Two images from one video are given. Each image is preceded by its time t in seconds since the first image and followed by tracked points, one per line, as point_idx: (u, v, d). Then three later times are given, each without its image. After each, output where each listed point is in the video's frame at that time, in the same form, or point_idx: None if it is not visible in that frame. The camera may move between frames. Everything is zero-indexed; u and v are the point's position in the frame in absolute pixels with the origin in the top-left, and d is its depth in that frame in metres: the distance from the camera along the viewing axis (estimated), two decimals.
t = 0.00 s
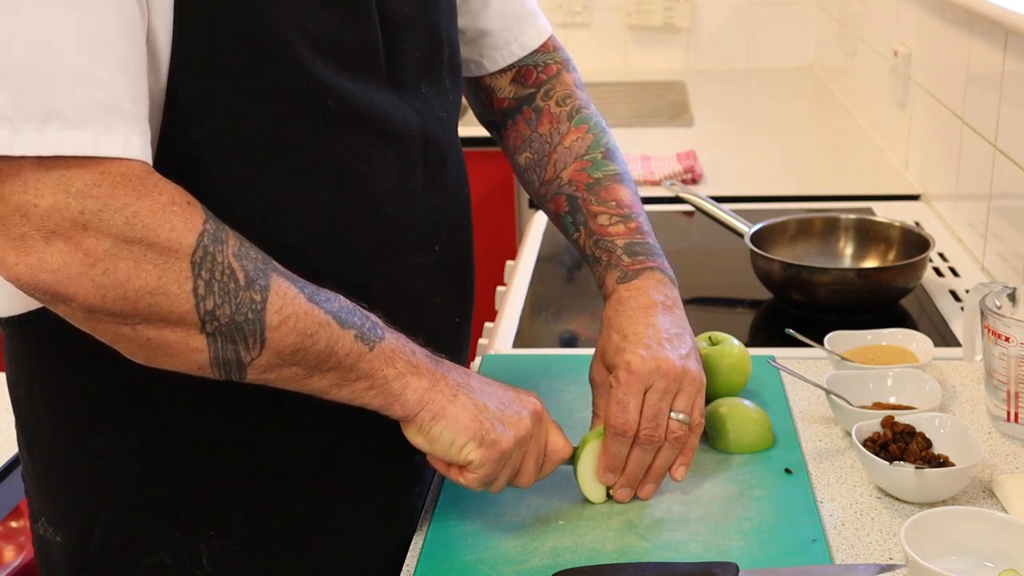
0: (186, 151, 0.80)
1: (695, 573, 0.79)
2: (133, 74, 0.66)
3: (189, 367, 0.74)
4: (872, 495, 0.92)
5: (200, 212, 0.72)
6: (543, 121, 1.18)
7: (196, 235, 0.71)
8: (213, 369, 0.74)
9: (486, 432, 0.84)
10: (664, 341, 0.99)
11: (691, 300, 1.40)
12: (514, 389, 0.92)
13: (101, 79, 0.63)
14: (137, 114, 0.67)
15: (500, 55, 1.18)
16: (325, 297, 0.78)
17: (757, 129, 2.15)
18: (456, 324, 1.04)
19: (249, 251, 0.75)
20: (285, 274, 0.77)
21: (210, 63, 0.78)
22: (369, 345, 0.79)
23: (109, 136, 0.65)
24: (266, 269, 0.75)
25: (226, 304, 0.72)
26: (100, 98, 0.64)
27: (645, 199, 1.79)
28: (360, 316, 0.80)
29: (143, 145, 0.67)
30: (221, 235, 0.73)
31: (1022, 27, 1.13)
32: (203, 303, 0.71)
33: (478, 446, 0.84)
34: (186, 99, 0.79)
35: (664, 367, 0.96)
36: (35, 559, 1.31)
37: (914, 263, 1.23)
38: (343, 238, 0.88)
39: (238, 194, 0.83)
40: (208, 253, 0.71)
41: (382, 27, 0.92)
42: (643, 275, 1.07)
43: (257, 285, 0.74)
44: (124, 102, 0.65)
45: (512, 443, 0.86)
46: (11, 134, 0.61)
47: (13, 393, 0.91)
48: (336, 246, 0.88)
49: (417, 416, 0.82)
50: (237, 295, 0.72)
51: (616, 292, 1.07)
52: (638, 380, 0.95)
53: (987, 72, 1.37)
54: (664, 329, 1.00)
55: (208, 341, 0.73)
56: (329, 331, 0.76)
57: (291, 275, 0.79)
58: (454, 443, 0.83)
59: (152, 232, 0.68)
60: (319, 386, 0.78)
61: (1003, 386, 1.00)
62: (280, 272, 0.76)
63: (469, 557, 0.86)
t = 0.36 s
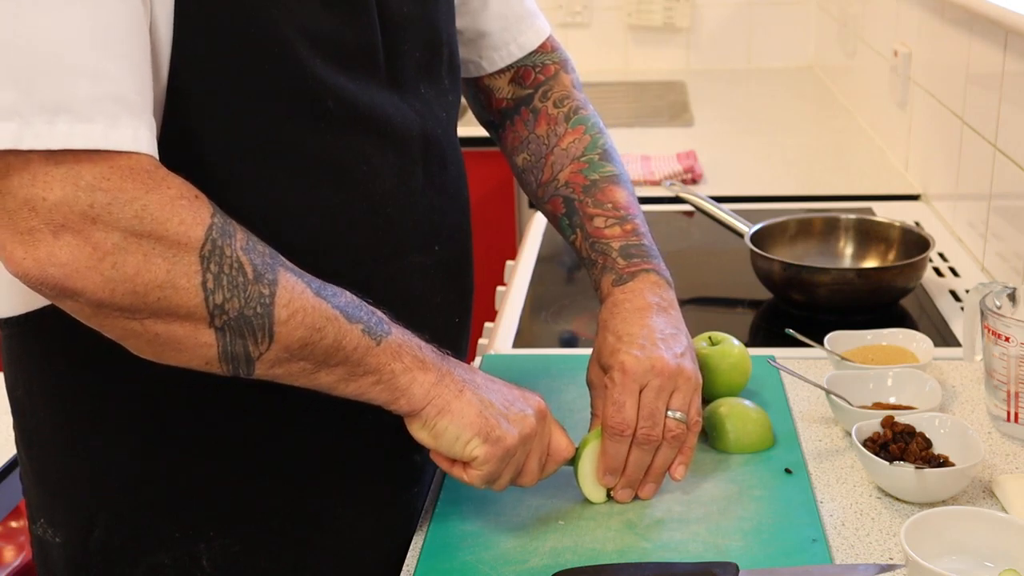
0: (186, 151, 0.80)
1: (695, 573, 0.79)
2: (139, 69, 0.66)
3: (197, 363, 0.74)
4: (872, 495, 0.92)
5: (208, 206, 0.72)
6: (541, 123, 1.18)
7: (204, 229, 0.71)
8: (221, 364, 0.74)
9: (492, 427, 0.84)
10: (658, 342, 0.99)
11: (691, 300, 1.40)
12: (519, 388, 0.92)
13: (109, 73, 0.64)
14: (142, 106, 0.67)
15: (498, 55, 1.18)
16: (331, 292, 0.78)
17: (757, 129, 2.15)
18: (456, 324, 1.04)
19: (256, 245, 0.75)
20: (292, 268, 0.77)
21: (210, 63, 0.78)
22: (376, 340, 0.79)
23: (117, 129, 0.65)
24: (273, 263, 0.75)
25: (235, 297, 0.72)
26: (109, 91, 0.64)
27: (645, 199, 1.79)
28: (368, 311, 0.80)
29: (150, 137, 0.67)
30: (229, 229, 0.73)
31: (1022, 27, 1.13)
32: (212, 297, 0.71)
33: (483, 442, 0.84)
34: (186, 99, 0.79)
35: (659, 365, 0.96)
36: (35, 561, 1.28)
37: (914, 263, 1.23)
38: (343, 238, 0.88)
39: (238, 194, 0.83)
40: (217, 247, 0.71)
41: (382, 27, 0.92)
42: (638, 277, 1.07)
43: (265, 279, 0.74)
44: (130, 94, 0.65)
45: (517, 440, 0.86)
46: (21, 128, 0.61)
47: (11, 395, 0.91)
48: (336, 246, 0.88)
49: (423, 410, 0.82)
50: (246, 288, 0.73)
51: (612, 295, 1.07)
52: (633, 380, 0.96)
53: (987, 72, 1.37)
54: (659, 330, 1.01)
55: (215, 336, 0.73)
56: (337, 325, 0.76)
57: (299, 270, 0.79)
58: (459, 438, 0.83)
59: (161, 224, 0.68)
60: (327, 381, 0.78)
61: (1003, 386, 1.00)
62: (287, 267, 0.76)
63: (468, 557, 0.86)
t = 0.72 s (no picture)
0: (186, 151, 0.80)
1: (695, 573, 0.79)
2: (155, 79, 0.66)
3: (196, 387, 0.74)
4: (872, 495, 0.92)
5: (224, 231, 0.72)
6: (537, 122, 1.18)
7: (220, 254, 0.71)
8: (221, 390, 0.74)
9: (488, 472, 0.85)
10: (652, 342, 1.00)
11: (691, 300, 1.40)
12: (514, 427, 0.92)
13: (124, 83, 0.64)
14: (157, 115, 0.67)
15: (494, 54, 1.18)
16: (337, 332, 0.79)
17: (757, 129, 2.15)
18: (455, 324, 1.04)
19: (267, 278, 0.75)
20: (300, 302, 0.77)
21: (210, 63, 0.78)
22: (375, 385, 0.79)
23: (136, 140, 0.65)
24: (283, 297, 0.75)
25: (244, 326, 0.72)
26: (128, 102, 0.64)
27: (645, 199, 1.79)
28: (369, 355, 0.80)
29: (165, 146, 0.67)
30: (243, 258, 0.73)
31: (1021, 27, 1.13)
32: (223, 323, 0.71)
33: (480, 486, 0.84)
34: (186, 99, 0.79)
35: (652, 365, 0.97)
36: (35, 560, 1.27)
37: (914, 263, 1.23)
38: (343, 238, 0.88)
39: (238, 194, 0.83)
40: (231, 274, 0.72)
41: (382, 27, 0.92)
42: (632, 279, 1.08)
43: (275, 311, 0.74)
44: (145, 103, 0.65)
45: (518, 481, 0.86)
46: (42, 141, 0.62)
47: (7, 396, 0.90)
48: (336, 246, 0.88)
49: (419, 458, 0.83)
50: (255, 319, 0.73)
51: (605, 297, 1.08)
52: (627, 380, 0.96)
53: (987, 72, 1.37)
54: (652, 330, 1.02)
55: (219, 359, 0.72)
56: (341, 366, 0.76)
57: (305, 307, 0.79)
58: (457, 483, 0.84)
59: (178, 245, 0.69)
60: (324, 419, 0.78)
61: (1003, 386, 1.00)
62: (296, 302, 0.77)
63: (468, 557, 0.86)
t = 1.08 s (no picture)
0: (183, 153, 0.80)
1: (695, 573, 0.79)
2: (141, 86, 0.66)
3: (189, 395, 0.74)
4: (872, 495, 0.92)
5: (217, 240, 0.72)
6: (529, 122, 1.18)
7: (211, 263, 0.71)
8: (215, 397, 0.74)
9: (489, 476, 0.84)
10: (651, 342, 1.00)
11: (691, 300, 1.40)
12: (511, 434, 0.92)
13: (112, 95, 0.64)
14: (146, 127, 0.67)
15: (484, 50, 1.17)
16: (330, 339, 0.79)
17: (757, 129, 2.15)
18: (455, 323, 1.04)
19: (260, 285, 0.75)
20: (293, 310, 0.77)
21: (210, 63, 0.78)
22: (371, 390, 0.79)
23: (123, 152, 0.65)
24: (276, 305, 0.75)
25: (236, 333, 0.72)
26: (113, 114, 0.64)
27: (645, 199, 1.79)
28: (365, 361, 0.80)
29: (154, 157, 0.68)
30: (235, 266, 0.73)
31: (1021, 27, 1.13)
32: (214, 331, 0.72)
33: (481, 490, 0.84)
34: (185, 99, 0.79)
35: (652, 365, 0.97)
36: (35, 560, 1.28)
37: (914, 263, 1.23)
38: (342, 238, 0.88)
39: (237, 193, 0.83)
40: (222, 282, 0.72)
41: (382, 27, 0.92)
42: (628, 281, 1.08)
43: (267, 318, 0.74)
44: (133, 116, 0.66)
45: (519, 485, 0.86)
46: (27, 155, 0.62)
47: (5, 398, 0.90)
48: (335, 246, 0.88)
49: (416, 462, 0.82)
50: (248, 326, 0.73)
51: (601, 300, 1.08)
52: (627, 380, 0.96)
53: (986, 72, 1.37)
54: (650, 330, 1.02)
55: (212, 368, 0.73)
56: (334, 372, 0.76)
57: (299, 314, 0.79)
58: (457, 488, 0.83)
59: (169, 254, 0.69)
60: (319, 426, 0.78)
61: (1003, 386, 1.00)
62: (289, 310, 0.77)
63: (468, 557, 0.86)
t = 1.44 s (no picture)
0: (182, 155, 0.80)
1: (695, 573, 0.79)
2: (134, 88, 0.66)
3: (186, 396, 0.74)
4: (872, 495, 0.92)
5: (209, 239, 0.72)
6: (527, 122, 1.18)
7: (204, 264, 0.71)
8: (212, 398, 0.74)
9: (488, 473, 0.84)
10: (652, 343, 1.00)
11: (691, 300, 1.40)
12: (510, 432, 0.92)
13: (105, 99, 0.64)
14: (140, 132, 0.67)
15: (483, 49, 1.17)
16: (327, 335, 0.79)
17: (757, 129, 2.15)
18: (459, 323, 1.04)
19: (255, 284, 0.75)
20: (288, 307, 0.77)
21: (210, 63, 0.78)
22: (370, 386, 0.79)
23: (116, 157, 0.65)
24: (271, 302, 0.75)
25: (231, 334, 0.72)
26: (105, 118, 0.64)
27: (645, 199, 1.79)
28: (363, 357, 0.80)
29: (148, 162, 0.68)
30: (228, 266, 0.73)
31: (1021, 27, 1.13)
32: (208, 332, 0.71)
33: (480, 488, 0.84)
34: (185, 100, 0.78)
35: (654, 367, 0.97)
36: (34, 560, 1.28)
37: (914, 263, 1.23)
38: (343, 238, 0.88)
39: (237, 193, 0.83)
40: (215, 283, 0.72)
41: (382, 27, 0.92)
42: (627, 281, 1.08)
43: (262, 317, 0.74)
44: (126, 120, 0.65)
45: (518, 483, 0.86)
46: (20, 161, 0.62)
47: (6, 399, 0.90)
48: (336, 246, 0.88)
49: (415, 457, 0.82)
50: (242, 326, 0.73)
51: (601, 300, 1.08)
52: (630, 381, 0.96)
53: (986, 72, 1.37)
54: (651, 331, 1.02)
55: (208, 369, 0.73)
56: (331, 369, 0.76)
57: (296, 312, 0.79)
58: (456, 484, 0.83)
59: (161, 256, 0.69)
60: (318, 424, 0.78)
61: (1003, 386, 1.00)
62: (285, 308, 0.76)
63: (468, 557, 0.86)
